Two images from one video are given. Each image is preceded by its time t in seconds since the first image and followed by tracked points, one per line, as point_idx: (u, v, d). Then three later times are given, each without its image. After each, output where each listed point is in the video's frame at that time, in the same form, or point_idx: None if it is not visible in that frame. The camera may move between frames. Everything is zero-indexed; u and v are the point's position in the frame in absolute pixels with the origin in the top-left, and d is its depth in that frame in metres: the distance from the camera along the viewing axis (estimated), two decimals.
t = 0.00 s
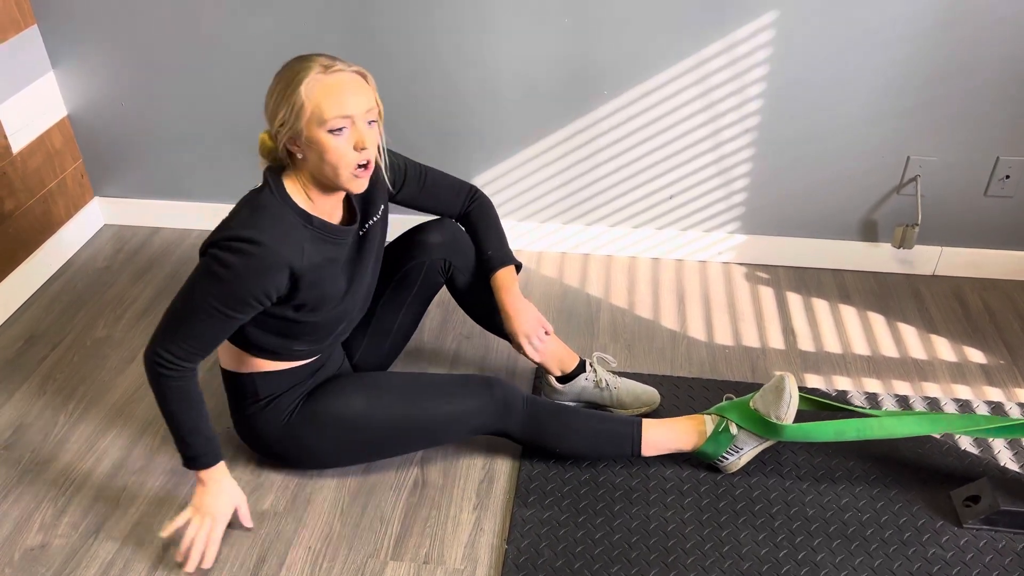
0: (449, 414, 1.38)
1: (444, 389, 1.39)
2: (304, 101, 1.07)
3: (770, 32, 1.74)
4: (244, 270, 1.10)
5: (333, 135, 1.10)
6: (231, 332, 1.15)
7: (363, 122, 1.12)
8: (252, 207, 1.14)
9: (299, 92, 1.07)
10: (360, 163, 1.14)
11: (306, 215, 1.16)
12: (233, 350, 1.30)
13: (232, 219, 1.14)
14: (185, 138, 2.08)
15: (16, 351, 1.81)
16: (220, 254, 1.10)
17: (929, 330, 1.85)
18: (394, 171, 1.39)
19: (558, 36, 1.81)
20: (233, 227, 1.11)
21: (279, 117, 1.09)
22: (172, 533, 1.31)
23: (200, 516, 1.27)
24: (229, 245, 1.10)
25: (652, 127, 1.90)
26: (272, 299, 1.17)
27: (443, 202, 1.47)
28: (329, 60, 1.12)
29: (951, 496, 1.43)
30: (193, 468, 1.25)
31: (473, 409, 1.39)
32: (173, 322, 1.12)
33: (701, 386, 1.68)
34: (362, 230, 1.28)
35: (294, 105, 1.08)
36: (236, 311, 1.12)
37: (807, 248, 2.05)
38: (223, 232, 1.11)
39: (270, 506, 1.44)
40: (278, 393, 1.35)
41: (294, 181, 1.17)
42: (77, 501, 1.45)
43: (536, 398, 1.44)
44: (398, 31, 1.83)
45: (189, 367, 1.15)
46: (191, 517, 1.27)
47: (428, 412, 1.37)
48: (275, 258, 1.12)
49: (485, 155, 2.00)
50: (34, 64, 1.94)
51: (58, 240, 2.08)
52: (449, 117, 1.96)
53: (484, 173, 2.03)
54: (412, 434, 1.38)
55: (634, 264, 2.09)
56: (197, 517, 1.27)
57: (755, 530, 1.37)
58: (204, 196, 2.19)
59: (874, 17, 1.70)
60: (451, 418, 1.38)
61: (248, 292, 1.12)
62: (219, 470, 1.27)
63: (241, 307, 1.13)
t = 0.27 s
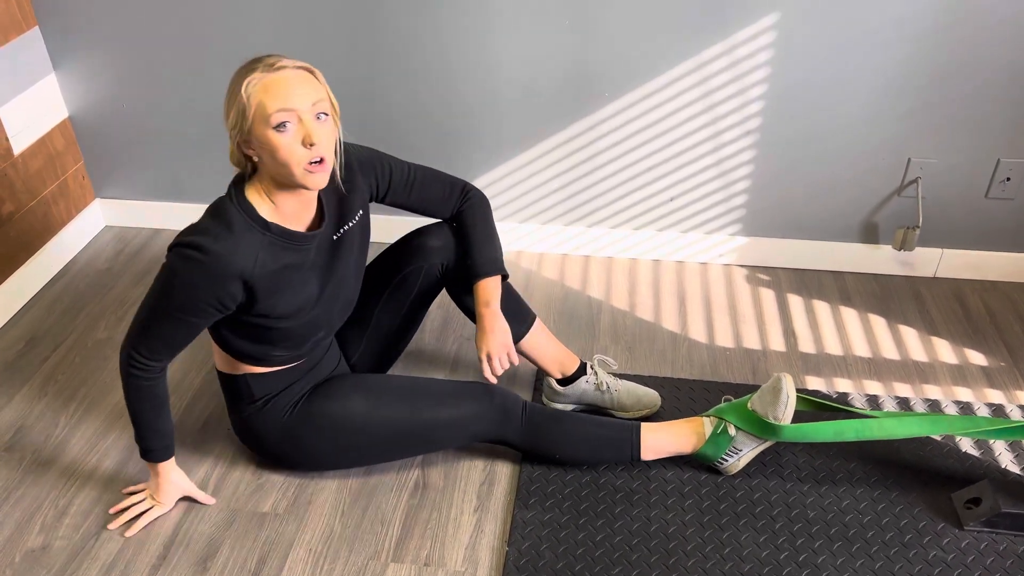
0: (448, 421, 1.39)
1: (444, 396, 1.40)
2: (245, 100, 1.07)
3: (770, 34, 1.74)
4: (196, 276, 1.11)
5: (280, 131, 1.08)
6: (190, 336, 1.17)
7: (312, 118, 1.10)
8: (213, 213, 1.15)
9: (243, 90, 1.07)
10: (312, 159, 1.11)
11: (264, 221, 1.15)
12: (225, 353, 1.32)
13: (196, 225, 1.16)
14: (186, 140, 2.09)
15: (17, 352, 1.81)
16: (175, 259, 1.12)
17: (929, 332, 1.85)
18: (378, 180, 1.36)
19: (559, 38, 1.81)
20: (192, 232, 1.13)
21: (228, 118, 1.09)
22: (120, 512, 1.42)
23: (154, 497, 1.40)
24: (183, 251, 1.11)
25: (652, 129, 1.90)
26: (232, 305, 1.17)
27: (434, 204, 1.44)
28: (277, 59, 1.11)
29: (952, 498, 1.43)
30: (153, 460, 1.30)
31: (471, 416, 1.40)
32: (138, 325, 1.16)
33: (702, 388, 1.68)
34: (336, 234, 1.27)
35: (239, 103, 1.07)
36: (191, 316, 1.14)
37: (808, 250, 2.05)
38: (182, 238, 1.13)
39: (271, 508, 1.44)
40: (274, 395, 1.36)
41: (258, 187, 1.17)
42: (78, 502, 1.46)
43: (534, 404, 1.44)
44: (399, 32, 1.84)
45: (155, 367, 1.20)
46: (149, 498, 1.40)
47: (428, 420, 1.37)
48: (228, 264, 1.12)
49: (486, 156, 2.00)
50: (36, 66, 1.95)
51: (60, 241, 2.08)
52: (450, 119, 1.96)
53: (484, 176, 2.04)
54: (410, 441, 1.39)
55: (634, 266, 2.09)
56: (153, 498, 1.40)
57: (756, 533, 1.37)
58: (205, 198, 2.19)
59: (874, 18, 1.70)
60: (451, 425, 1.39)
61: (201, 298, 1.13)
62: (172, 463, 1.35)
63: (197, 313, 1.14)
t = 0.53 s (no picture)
0: (448, 426, 1.39)
1: (445, 399, 1.40)
2: (235, 105, 1.06)
3: (771, 36, 1.74)
4: (190, 280, 1.11)
5: (272, 137, 1.07)
6: (184, 340, 1.17)
7: (304, 122, 1.09)
8: (207, 217, 1.15)
9: (233, 97, 1.06)
10: (304, 163, 1.10)
11: (258, 226, 1.15)
12: (224, 356, 1.32)
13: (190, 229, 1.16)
14: (187, 142, 2.09)
15: (18, 354, 1.81)
16: (168, 263, 1.12)
17: (931, 335, 1.85)
18: (373, 185, 1.37)
19: (559, 40, 1.81)
20: (185, 236, 1.13)
21: (220, 125, 1.08)
22: (121, 513, 1.43)
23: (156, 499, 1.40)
24: (177, 255, 1.11)
25: (653, 131, 1.90)
26: (225, 309, 1.17)
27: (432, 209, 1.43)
28: (267, 64, 1.10)
29: (953, 501, 1.43)
30: (151, 463, 1.30)
31: (471, 420, 1.40)
32: (132, 329, 1.16)
33: (703, 390, 1.68)
34: (331, 239, 1.27)
35: (230, 110, 1.06)
36: (185, 320, 1.14)
37: (809, 252, 2.05)
38: (175, 242, 1.13)
39: (272, 509, 1.44)
40: (274, 398, 1.36)
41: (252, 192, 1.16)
42: (79, 504, 1.46)
43: (535, 409, 1.44)
44: (400, 34, 1.84)
45: (150, 370, 1.20)
46: (151, 500, 1.41)
47: (429, 425, 1.37)
48: (222, 268, 1.12)
49: (487, 158, 2.01)
50: (37, 67, 1.95)
51: (61, 243, 2.08)
52: (451, 121, 1.96)
53: (485, 178, 2.04)
54: (410, 445, 1.38)
55: (635, 268, 2.09)
56: (154, 500, 1.40)
57: (757, 535, 1.37)
58: (207, 200, 2.20)
59: (875, 21, 1.70)
60: (451, 430, 1.39)
61: (194, 302, 1.13)
62: (172, 466, 1.35)
63: (190, 317, 1.15)
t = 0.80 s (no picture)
0: (448, 427, 1.39)
1: (446, 402, 1.40)
2: (262, 120, 1.06)
3: (772, 39, 1.75)
4: (191, 280, 1.11)
5: (294, 153, 1.08)
6: (184, 340, 1.18)
7: (325, 138, 1.11)
8: (209, 218, 1.15)
9: (257, 110, 1.06)
10: (323, 178, 1.12)
11: (259, 227, 1.15)
12: (224, 357, 1.32)
13: (192, 229, 1.16)
14: (189, 144, 2.09)
15: (20, 355, 1.81)
16: (170, 263, 1.12)
17: (932, 337, 1.85)
18: (374, 187, 1.37)
19: (560, 42, 1.81)
20: (187, 237, 1.13)
21: (238, 133, 1.08)
22: (123, 514, 1.43)
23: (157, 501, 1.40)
24: (178, 255, 1.12)
25: (654, 133, 1.90)
26: (226, 309, 1.18)
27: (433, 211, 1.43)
28: (288, 73, 1.10)
29: (954, 503, 1.43)
30: (152, 464, 1.30)
31: (473, 422, 1.40)
32: (132, 328, 1.16)
33: (704, 392, 1.68)
34: (332, 240, 1.27)
35: (252, 122, 1.06)
36: (185, 320, 1.15)
37: (810, 255, 2.05)
38: (177, 242, 1.14)
39: (273, 510, 1.45)
40: (275, 399, 1.36)
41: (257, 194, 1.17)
42: (80, 505, 1.46)
43: (537, 412, 1.44)
44: (402, 37, 1.84)
45: (151, 370, 1.20)
46: (152, 501, 1.41)
47: (428, 427, 1.37)
48: (222, 269, 1.13)
49: (488, 160, 2.01)
50: (40, 69, 1.95)
51: (62, 244, 2.09)
52: (453, 123, 1.96)
53: (486, 181, 2.04)
54: (410, 447, 1.38)
55: (636, 271, 2.09)
56: (155, 502, 1.40)
57: (758, 537, 1.37)
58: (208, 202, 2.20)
59: (875, 23, 1.70)
60: (450, 431, 1.39)
61: (195, 303, 1.13)
62: (172, 468, 1.35)
63: (191, 317, 1.15)
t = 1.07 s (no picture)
0: (451, 428, 1.39)
1: (448, 403, 1.40)
2: (273, 118, 1.06)
3: (774, 41, 1.75)
4: (197, 282, 1.12)
5: (307, 150, 1.09)
6: (189, 342, 1.18)
7: (333, 134, 1.12)
8: (214, 220, 1.16)
9: (269, 109, 1.06)
10: (332, 174, 1.14)
11: (264, 229, 1.16)
12: (228, 359, 1.32)
13: (197, 231, 1.16)
14: (191, 145, 2.09)
15: (22, 356, 1.81)
16: (175, 264, 1.12)
17: (933, 339, 1.85)
18: (378, 188, 1.38)
19: (562, 44, 1.82)
20: (193, 239, 1.14)
21: (247, 133, 1.08)
22: (125, 514, 1.43)
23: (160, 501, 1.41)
24: (184, 257, 1.12)
25: (655, 136, 1.91)
26: (230, 311, 1.18)
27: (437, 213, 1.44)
28: (292, 71, 1.10)
29: (956, 505, 1.43)
30: (155, 465, 1.31)
31: (475, 423, 1.40)
32: (137, 330, 1.17)
33: (705, 393, 1.68)
34: (336, 242, 1.28)
35: (264, 122, 1.06)
36: (190, 322, 1.15)
37: (811, 257, 2.05)
38: (182, 244, 1.14)
39: (275, 511, 1.45)
40: (278, 400, 1.36)
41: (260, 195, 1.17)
42: (82, 506, 1.46)
43: (539, 414, 1.45)
44: (404, 38, 1.84)
45: (155, 371, 1.20)
46: (155, 502, 1.41)
47: (431, 428, 1.37)
48: (227, 271, 1.13)
49: (490, 162, 2.01)
50: (42, 71, 1.96)
51: (64, 246, 2.09)
52: (454, 125, 1.96)
53: (487, 182, 2.05)
54: (413, 448, 1.38)
55: (638, 272, 2.10)
56: (157, 502, 1.40)
57: (760, 538, 1.37)
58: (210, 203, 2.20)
59: (876, 26, 1.70)
60: (453, 432, 1.39)
61: (200, 304, 1.13)
62: (174, 469, 1.35)
63: (196, 319, 1.15)
